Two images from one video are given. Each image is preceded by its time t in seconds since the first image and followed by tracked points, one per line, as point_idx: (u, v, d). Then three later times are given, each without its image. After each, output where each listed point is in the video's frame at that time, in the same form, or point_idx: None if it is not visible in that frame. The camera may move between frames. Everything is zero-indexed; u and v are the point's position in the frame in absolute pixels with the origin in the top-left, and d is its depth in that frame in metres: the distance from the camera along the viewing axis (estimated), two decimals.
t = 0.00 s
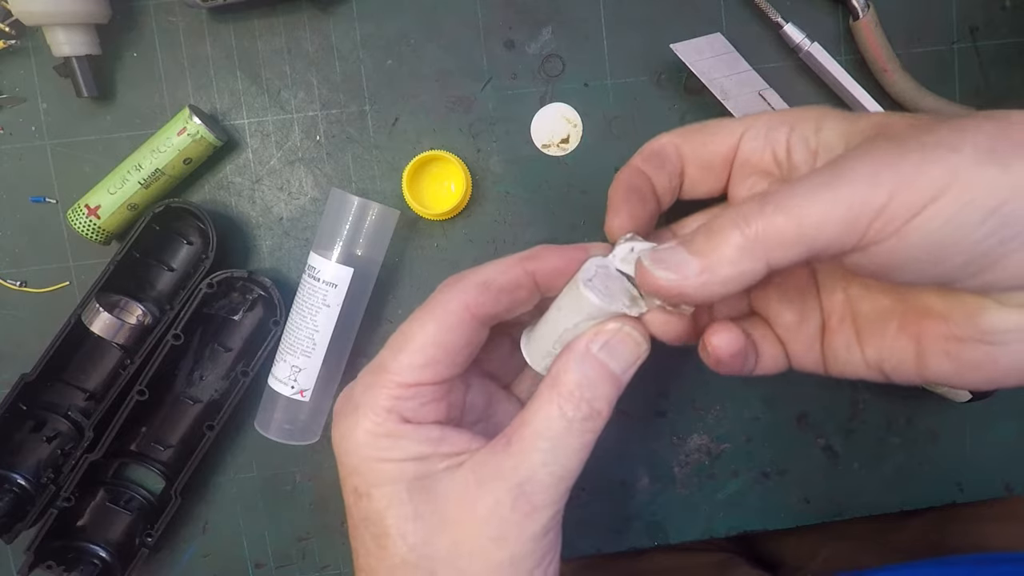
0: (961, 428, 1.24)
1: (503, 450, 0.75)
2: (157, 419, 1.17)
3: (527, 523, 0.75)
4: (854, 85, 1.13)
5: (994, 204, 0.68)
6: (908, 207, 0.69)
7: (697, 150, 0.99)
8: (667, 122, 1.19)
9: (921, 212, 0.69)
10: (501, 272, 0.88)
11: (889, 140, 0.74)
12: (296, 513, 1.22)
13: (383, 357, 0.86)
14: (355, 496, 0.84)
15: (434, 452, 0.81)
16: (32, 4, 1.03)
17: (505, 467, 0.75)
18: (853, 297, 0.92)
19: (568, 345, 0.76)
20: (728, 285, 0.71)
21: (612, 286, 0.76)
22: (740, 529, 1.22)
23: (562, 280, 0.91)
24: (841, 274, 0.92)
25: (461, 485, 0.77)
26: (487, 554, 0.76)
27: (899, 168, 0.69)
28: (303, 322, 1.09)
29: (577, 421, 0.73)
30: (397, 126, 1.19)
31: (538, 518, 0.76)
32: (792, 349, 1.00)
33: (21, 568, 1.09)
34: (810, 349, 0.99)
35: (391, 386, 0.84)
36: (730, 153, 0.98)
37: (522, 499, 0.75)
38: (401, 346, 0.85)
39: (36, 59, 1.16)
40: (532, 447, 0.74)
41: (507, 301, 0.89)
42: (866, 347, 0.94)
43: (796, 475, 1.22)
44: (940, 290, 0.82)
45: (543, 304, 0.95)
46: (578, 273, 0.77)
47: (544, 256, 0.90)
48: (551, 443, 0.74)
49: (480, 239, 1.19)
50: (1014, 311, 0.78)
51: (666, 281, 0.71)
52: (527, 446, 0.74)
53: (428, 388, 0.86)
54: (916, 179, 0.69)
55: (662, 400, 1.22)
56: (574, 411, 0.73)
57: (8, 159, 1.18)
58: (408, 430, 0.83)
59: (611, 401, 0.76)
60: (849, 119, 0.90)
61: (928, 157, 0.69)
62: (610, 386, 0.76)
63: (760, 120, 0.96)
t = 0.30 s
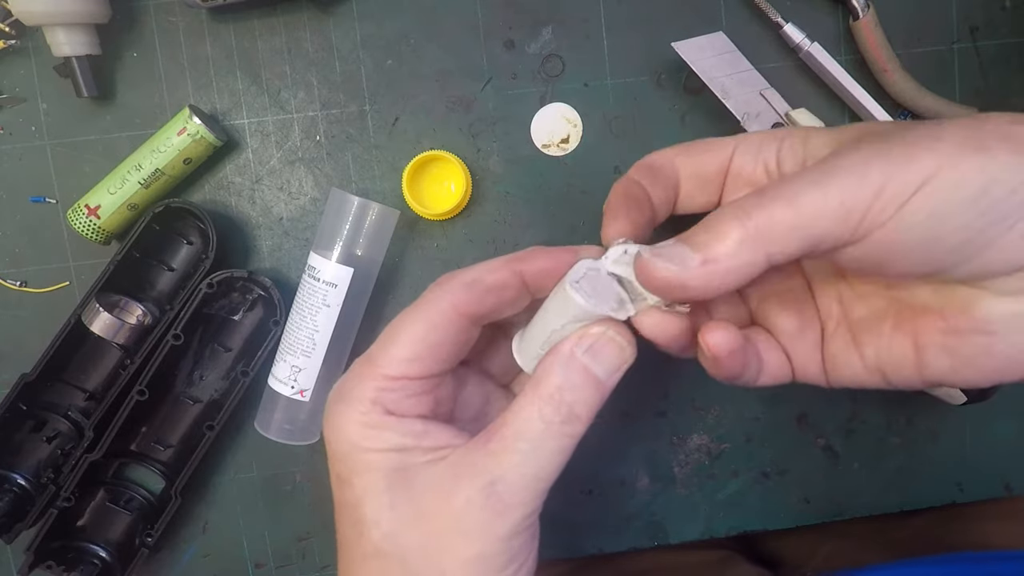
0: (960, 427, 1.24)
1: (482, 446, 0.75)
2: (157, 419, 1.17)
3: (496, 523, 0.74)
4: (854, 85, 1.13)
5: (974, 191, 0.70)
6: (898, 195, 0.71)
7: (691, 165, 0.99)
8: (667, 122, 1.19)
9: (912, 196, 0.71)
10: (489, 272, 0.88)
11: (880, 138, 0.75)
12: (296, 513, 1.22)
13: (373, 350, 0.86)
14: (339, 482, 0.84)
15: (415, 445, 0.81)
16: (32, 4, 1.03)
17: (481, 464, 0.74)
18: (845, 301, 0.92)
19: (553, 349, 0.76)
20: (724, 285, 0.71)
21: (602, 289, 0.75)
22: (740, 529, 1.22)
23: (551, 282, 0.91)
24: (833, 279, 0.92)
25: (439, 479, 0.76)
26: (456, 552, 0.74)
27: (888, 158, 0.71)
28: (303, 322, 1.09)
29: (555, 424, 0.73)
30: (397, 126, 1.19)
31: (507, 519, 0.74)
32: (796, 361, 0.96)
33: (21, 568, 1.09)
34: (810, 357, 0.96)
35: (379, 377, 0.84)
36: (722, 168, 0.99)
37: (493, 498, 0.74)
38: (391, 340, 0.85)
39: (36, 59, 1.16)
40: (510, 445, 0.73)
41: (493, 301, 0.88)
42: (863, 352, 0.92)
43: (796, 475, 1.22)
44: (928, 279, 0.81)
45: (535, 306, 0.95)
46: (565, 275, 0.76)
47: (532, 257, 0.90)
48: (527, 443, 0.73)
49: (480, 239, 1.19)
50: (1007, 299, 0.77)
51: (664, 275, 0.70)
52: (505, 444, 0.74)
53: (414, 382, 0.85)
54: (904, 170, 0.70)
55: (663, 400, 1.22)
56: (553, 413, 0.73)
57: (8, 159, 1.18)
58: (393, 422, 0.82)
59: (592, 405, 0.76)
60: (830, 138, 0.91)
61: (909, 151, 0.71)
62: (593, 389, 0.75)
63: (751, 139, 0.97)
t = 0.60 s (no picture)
0: (960, 427, 1.24)
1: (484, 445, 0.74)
2: (157, 419, 1.17)
3: (501, 524, 0.73)
4: (855, 85, 1.13)
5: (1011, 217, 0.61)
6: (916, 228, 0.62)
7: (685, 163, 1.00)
8: (667, 122, 1.19)
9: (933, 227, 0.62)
10: (492, 272, 0.89)
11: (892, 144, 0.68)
12: (296, 513, 1.22)
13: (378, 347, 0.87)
14: (337, 484, 0.83)
15: (412, 445, 0.80)
16: (32, 4, 1.03)
17: (482, 466, 0.73)
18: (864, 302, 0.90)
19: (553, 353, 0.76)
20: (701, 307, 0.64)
21: (602, 293, 0.73)
22: (740, 529, 1.22)
23: (548, 288, 0.91)
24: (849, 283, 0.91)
25: (437, 481, 0.75)
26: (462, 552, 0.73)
27: (909, 171, 0.61)
28: (303, 322, 1.09)
29: (557, 424, 0.73)
30: (397, 126, 1.19)
31: (512, 519, 0.73)
32: (798, 353, 0.98)
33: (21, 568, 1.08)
34: (818, 353, 0.97)
35: (380, 372, 0.85)
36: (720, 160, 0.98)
37: (496, 499, 0.72)
38: (392, 338, 0.86)
39: (36, 60, 1.16)
40: (511, 446, 0.72)
41: (496, 301, 0.89)
42: (883, 348, 0.91)
43: (796, 475, 1.22)
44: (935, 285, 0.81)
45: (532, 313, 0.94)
46: (568, 280, 0.75)
47: (533, 261, 0.90)
48: (530, 442, 0.72)
49: (481, 239, 1.19)
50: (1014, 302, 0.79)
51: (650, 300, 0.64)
52: (506, 445, 0.73)
53: (415, 378, 0.86)
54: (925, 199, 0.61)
55: (662, 399, 1.22)
56: (555, 414, 0.73)
57: (8, 159, 1.17)
58: (392, 418, 0.82)
59: (594, 407, 0.76)
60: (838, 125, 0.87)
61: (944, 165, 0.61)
62: (594, 391, 0.75)
63: (752, 130, 0.95)
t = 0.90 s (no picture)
0: (960, 427, 1.23)
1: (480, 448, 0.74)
2: (157, 419, 1.17)
3: (493, 528, 0.73)
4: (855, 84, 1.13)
5: (988, 261, 0.61)
6: (882, 279, 0.62)
7: (675, 133, 0.91)
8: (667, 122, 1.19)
9: (903, 277, 0.62)
10: (495, 276, 0.91)
11: (876, 164, 0.63)
12: (296, 513, 1.22)
13: (377, 342, 0.86)
14: (324, 482, 0.82)
15: (405, 444, 0.79)
16: (32, 4, 1.03)
17: (478, 468, 0.73)
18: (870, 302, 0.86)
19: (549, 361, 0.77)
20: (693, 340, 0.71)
21: (599, 302, 0.79)
22: (740, 530, 1.22)
23: (548, 293, 0.94)
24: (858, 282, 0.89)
25: (436, 481, 0.75)
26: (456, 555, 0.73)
27: (873, 223, 0.60)
28: (303, 322, 1.09)
29: (553, 430, 0.73)
30: (397, 126, 1.19)
31: (505, 524, 0.73)
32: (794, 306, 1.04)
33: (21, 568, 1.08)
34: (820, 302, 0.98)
35: (380, 368, 0.84)
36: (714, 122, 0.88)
37: (490, 502, 0.72)
38: (393, 333, 0.86)
39: (36, 60, 1.16)
40: (506, 449, 0.73)
41: (496, 304, 0.91)
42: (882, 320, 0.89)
43: (796, 475, 1.22)
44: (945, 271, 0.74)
45: (529, 320, 0.97)
46: (568, 288, 0.80)
47: (534, 267, 0.93)
48: (526, 445, 0.73)
49: (480, 239, 1.19)
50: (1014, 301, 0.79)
51: (656, 348, 0.72)
52: (501, 448, 0.73)
53: (412, 374, 0.86)
54: (890, 256, 0.61)
55: (662, 399, 1.22)
56: (551, 419, 0.73)
57: (8, 159, 1.18)
58: (386, 416, 0.81)
59: (589, 413, 0.76)
60: (852, 74, 0.75)
61: (914, 216, 0.60)
62: (588, 399, 0.75)
63: (750, 86, 0.85)
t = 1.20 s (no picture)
0: (960, 427, 1.24)
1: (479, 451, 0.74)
2: (157, 419, 1.17)
3: (484, 533, 0.73)
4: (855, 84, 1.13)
5: (987, 237, 0.61)
6: (885, 252, 0.62)
7: (673, 134, 0.91)
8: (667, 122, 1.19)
9: (905, 252, 0.62)
10: (504, 276, 0.90)
11: (872, 142, 0.63)
12: (295, 513, 1.21)
13: (383, 340, 0.86)
14: (321, 473, 0.82)
15: (405, 442, 0.80)
16: (32, 5, 1.03)
17: (473, 471, 0.73)
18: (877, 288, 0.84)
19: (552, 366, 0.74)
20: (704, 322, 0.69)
21: (609, 307, 0.75)
22: (739, 529, 1.22)
23: (557, 296, 0.92)
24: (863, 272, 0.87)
25: (436, 483, 0.75)
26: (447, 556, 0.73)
27: (877, 194, 0.60)
28: (303, 322, 1.09)
29: (551, 437, 0.72)
30: (397, 126, 1.19)
31: (498, 528, 0.73)
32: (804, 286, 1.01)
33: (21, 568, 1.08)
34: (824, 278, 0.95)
35: (383, 366, 0.85)
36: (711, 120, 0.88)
37: (482, 507, 0.72)
38: (397, 332, 0.86)
39: (36, 60, 1.16)
40: (503, 454, 0.72)
41: (505, 305, 0.90)
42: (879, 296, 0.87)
43: (796, 476, 1.22)
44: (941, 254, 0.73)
45: (538, 321, 0.96)
46: (577, 292, 0.76)
47: (545, 268, 0.92)
48: (523, 451, 0.72)
49: (481, 239, 1.19)
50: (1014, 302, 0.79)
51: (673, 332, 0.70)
52: (498, 452, 0.73)
53: (414, 374, 0.86)
54: (894, 229, 0.60)
55: (662, 399, 1.22)
56: (550, 426, 0.72)
57: (8, 159, 1.18)
58: (386, 413, 0.81)
59: (590, 421, 0.74)
60: (841, 60, 0.75)
61: (921, 183, 0.59)
62: (589, 408, 0.73)
63: (742, 78, 0.84)
